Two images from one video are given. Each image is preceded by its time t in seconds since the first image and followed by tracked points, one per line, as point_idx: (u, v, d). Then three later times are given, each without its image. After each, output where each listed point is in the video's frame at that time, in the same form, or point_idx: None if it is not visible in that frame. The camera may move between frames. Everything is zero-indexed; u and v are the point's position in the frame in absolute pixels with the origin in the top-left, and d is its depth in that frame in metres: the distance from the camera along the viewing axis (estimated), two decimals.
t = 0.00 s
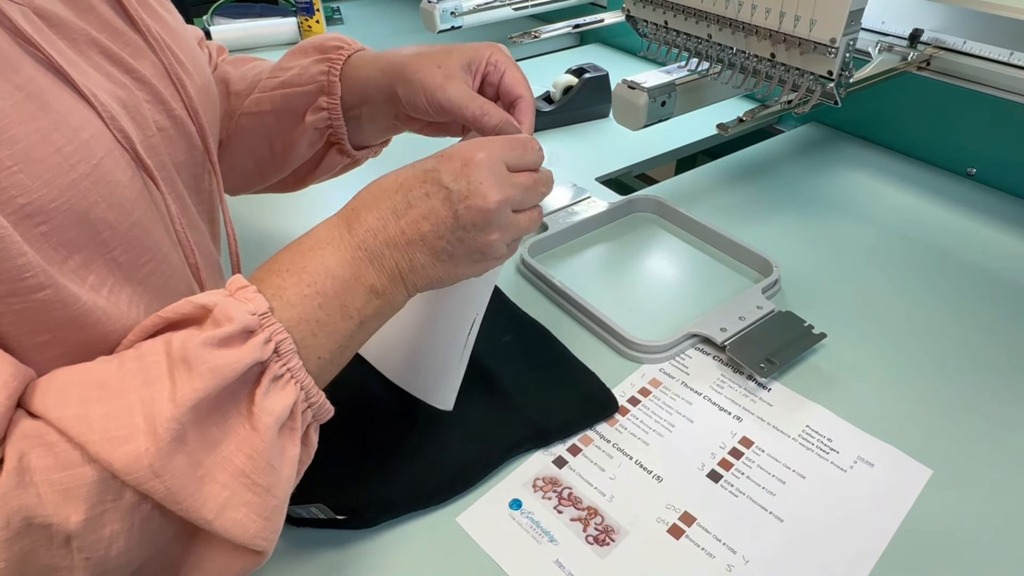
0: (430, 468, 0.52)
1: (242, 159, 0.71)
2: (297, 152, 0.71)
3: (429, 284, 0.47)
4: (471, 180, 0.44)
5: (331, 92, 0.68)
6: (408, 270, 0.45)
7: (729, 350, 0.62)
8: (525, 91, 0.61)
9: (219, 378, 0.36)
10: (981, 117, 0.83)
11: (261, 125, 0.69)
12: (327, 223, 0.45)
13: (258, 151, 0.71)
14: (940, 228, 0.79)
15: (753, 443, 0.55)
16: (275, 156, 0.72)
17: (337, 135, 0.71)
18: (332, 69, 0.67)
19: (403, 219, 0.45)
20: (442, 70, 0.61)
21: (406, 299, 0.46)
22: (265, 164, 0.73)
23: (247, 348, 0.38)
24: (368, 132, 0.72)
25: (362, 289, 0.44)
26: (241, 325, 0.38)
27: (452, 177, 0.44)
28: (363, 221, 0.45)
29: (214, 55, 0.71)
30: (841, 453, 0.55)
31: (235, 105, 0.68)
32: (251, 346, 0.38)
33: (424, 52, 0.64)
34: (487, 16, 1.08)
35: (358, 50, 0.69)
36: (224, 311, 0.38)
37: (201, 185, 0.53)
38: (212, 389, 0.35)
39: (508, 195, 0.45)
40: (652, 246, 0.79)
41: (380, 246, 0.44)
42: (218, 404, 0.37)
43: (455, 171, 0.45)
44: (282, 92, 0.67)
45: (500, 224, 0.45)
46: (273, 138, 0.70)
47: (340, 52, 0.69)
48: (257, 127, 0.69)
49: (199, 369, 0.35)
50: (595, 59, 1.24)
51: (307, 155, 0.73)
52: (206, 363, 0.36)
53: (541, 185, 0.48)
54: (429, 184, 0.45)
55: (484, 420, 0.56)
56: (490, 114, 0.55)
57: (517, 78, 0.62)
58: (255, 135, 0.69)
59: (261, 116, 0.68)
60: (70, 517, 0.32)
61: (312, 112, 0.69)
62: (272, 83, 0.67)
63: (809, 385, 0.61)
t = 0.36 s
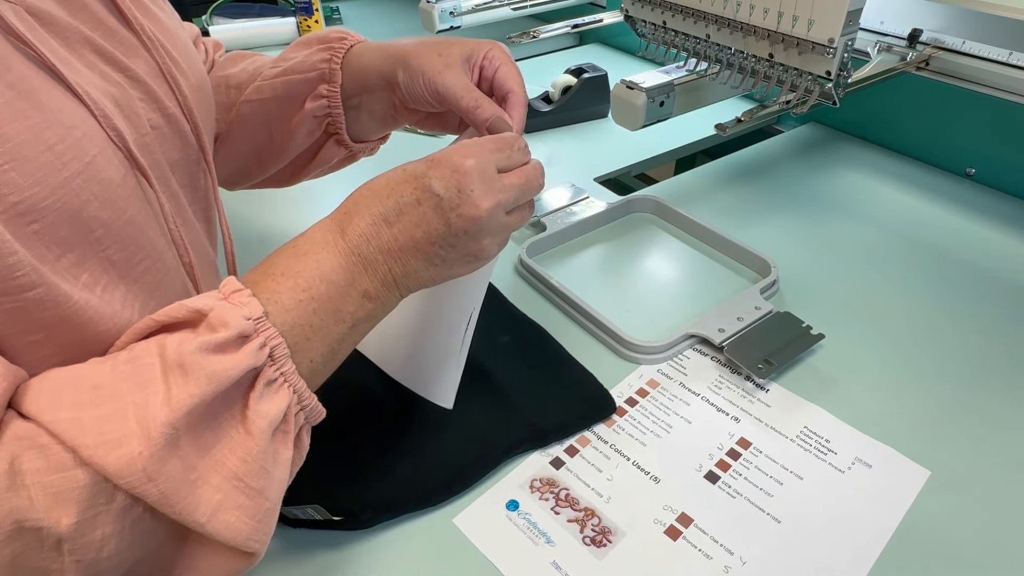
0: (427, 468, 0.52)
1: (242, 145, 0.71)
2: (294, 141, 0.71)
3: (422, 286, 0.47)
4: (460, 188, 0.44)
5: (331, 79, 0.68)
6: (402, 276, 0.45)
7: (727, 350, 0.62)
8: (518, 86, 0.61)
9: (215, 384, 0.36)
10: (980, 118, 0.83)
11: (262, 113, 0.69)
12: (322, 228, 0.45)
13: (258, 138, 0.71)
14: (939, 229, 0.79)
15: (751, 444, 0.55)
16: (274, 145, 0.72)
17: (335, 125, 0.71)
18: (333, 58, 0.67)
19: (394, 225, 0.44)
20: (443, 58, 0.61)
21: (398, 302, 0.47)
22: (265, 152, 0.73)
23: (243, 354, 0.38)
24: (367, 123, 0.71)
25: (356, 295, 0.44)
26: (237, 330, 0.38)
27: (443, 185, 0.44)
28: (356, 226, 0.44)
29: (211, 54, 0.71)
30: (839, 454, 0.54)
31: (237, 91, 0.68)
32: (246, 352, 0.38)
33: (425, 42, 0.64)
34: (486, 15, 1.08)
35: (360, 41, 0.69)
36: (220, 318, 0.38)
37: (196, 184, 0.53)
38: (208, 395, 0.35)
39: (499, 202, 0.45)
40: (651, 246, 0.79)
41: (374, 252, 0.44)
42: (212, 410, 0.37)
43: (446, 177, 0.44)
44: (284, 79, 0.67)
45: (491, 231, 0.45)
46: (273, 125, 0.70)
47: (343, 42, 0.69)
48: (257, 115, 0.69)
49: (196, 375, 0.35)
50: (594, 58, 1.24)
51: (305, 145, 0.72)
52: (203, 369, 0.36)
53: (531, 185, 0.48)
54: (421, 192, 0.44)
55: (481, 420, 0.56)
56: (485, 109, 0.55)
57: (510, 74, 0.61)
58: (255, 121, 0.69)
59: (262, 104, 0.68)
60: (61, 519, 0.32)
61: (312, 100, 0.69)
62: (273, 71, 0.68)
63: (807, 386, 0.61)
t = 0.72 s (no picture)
0: (425, 467, 0.52)
1: (237, 159, 0.71)
2: (290, 155, 0.71)
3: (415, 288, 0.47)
4: (467, 196, 0.44)
5: (323, 93, 0.68)
6: (397, 278, 0.45)
7: (725, 350, 0.62)
8: (511, 81, 0.62)
9: (204, 386, 0.36)
10: (979, 118, 0.83)
11: (254, 125, 0.69)
12: (315, 225, 0.44)
13: (252, 151, 0.71)
14: (938, 229, 0.79)
15: (749, 444, 0.55)
16: (270, 159, 0.71)
17: (331, 137, 0.71)
18: (324, 71, 0.67)
19: (394, 227, 0.44)
20: (431, 68, 0.61)
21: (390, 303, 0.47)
22: (260, 165, 0.72)
23: (233, 356, 0.37)
24: (362, 131, 0.72)
25: (350, 295, 0.43)
26: (227, 332, 0.37)
27: (449, 191, 0.44)
28: (352, 225, 0.44)
29: (208, 53, 0.70)
30: (837, 454, 0.54)
31: (229, 102, 0.68)
32: (236, 354, 0.38)
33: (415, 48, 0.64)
34: (485, 15, 1.08)
35: (349, 50, 0.69)
36: (208, 318, 0.37)
37: (193, 184, 0.53)
38: (196, 397, 0.35)
39: (501, 210, 0.46)
40: (650, 246, 0.79)
41: (369, 253, 0.44)
42: (201, 411, 0.37)
43: (451, 182, 0.44)
44: (275, 93, 0.67)
45: (489, 240, 0.46)
46: (267, 139, 0.70)
47: (332, 52, 0.69)
48: (251, 127, 0.69)
49: (183, 377, 0.35)
50: (593, 58, 1.24)
51: (302, 158, 0.72)
52: (191, 370, 0.36)
53: (529, 191, 0.48)
54: (425, 195, 0.44)
55: (479, 419, 0.56)
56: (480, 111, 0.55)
57: (502, 68, 0.62)
58: (249, 134, 0.69)
59: (255, 116, 0.68)
60: (46, 519, 0.32)
61: (304, 114, 0.68)
62: (264, 83, 0.67)
63: (805, 386, 0.61)
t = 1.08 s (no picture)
0: (425, 465, 0.52)
1: (228, 170, 0.71)
2: (283, 164, 0.72)
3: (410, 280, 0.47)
4: (470, 190, 0.44)
5: (310, 104, 0.68)
6: (393, 269, 0.45)
7: (725, 348, 0.62)
8: (498, 76, 0.61)
9: (195, 379, 0.35)
10: (978, 118, 0.83)
11: (243, 135, 0.69)
12: (312, 213, 0.44)
13: (243, 161, 0.71)
14: (938, 229, 0.79)
15: (749, 442, 0.55)
16: (262, 168, 0.72)
17: (322, 145, 0.72)
18: (308, 82, 0.67)
19: (395, 218, 0.44)
20: (413, 76, 0.60)
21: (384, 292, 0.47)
22: (253, 173, 0.72)
23: (226, 348, 0.37)
24: (352, 137, 0.73)
25: (345, 286, 0.43)
26: (220, 324, 0.37)
27: (453, 185, 0.44)
28: (350, 214, 0.44)
29: (206, 54, 0.70)
30: (837, 452, 0.54)
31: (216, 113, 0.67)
32: (228, 347, 0.37)
33: (399, 52, 0.63)
34: (486, 14, 1.08)
35: (332, 57, 0.68)
36: (200, 311, 0.37)
37: (194, 183, 0.53)
38: (188, 390, 0.35)
39: (501, 207, 0.46)
40: (650, 245, 0.79)
41: (368, 244, 0.44)
42: (195, 402, 0.37)
43: (455, 177, 0.44)
44: (262, 105, 0.67)
45: (486, 236, 0.46)
46: (257, 148, 0.70)
47: (315, 61, 0.68)
48: (240, 138, 0.69)
49: (175, 369, 0.35)
50: (593, 57, 1.24)
51: (294, 166, 0.73)
52: (182, 364, 0.35)
53: (524, 190, 0.49)
54: (428, 188, 0.44)
55: (479, 417, 0.56)
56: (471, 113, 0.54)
57: (485, 63, 0.61)
58: (239, 145, 0.69)
59: (243, 128, 0.68)
60: (37, 511, 0.32)
61: (293, 126, 0.69)
62: (250, 94, 0.66)
63: (805, 385, 0.61)
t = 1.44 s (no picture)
0: (427, 462, 0.52)
1: (229, 165, 0.71)
2: (283, 156, 0.72)
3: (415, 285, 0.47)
4: (482, 205, 0.45)
5: (309, 96, 0.68)
6: (401, 276, 0.46)
7: (726, 348, 0.62)
8: (497, 75, 0.60)
9: (205, 386, 0.36)
10: (977, 118, 0.84)
11: (243, 128, 0.69)
12: (321, 219, 0.44)
13: (244, 156, 0.71)
14: (939, 228, 0.79)
15: (749, 440, 0.56)
16: (263, 161, 0.72)
17: (321, 137, 0.72)
18: (307, 74, 0.67)
19: (406, 229, 0.44)
20: (411, 71, 0.60)
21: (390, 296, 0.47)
22: (253, 167, 0.73)
23: (236, 356, 0.37)
24: (351, 130, 0.72)
25: (353, 291, 0.44)
26: (232, 330, 0.37)
27: (464, 198, 0.44)
28: (361, 222, 0.44)
29: (206, 53, 0.70)
30: (837, 450, 0.55)
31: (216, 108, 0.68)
32: (239, 353, 0.38)
33: (397, 47, 0.63)
34: (486, 14, 1.08)
35: (331, 50, 0.69)
36: (212, 317, 0.37)
37: (196, 181, 0.53)
38: (199, 396, 0.35)
39: (508, 220, 0.47)
40: (651, 244, 0.79)
41: (377, 254, 0.44)
42: (204, 405, 0.37)
43: (467, 190, 0.45)
44: (261, 97, 0.67)
45: (494, 245, 0.47)
46: (257, 141, 0.70)
47: (314, 53, 0.68)
48: (241, 131, 0.69)
49: (186, 376, 0.35)
50: (594, 57, 1.24)
51: (294, 159, 0.73)
52: (194, 370, 0.35)
53: (530, 198, 0.50)
54: (440, 200, 0.44)
55: (480, 415, 0.56)
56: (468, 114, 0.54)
57: (485, 62, 0.60)
58: (240, 139, 0.70)
59: (243, 121, 0.68)
60: (44, 510, 0.32)
61: (293, 118, 0.69)
62: (249, 87, 0.67)
63: (805, 384, 0.61)
